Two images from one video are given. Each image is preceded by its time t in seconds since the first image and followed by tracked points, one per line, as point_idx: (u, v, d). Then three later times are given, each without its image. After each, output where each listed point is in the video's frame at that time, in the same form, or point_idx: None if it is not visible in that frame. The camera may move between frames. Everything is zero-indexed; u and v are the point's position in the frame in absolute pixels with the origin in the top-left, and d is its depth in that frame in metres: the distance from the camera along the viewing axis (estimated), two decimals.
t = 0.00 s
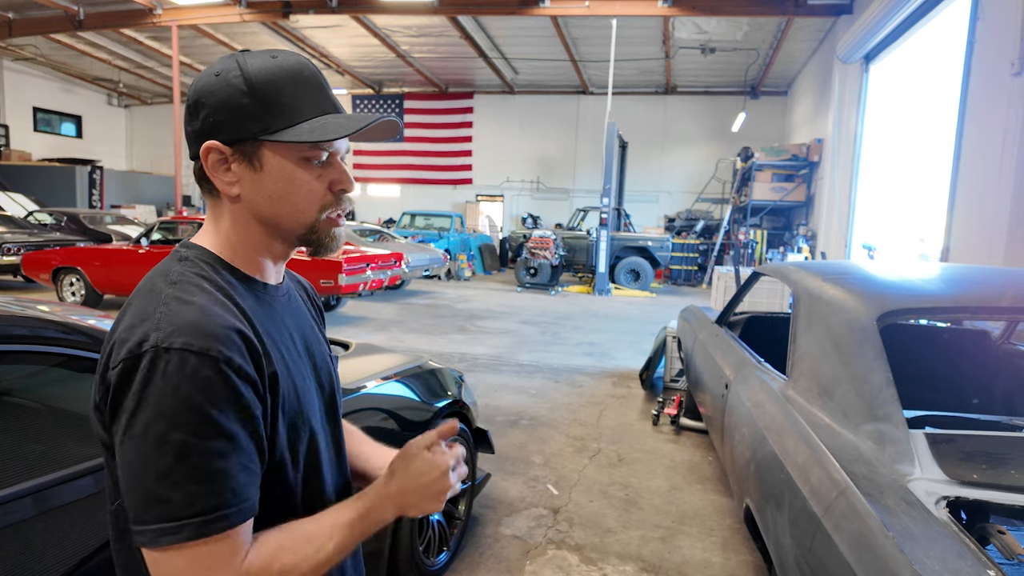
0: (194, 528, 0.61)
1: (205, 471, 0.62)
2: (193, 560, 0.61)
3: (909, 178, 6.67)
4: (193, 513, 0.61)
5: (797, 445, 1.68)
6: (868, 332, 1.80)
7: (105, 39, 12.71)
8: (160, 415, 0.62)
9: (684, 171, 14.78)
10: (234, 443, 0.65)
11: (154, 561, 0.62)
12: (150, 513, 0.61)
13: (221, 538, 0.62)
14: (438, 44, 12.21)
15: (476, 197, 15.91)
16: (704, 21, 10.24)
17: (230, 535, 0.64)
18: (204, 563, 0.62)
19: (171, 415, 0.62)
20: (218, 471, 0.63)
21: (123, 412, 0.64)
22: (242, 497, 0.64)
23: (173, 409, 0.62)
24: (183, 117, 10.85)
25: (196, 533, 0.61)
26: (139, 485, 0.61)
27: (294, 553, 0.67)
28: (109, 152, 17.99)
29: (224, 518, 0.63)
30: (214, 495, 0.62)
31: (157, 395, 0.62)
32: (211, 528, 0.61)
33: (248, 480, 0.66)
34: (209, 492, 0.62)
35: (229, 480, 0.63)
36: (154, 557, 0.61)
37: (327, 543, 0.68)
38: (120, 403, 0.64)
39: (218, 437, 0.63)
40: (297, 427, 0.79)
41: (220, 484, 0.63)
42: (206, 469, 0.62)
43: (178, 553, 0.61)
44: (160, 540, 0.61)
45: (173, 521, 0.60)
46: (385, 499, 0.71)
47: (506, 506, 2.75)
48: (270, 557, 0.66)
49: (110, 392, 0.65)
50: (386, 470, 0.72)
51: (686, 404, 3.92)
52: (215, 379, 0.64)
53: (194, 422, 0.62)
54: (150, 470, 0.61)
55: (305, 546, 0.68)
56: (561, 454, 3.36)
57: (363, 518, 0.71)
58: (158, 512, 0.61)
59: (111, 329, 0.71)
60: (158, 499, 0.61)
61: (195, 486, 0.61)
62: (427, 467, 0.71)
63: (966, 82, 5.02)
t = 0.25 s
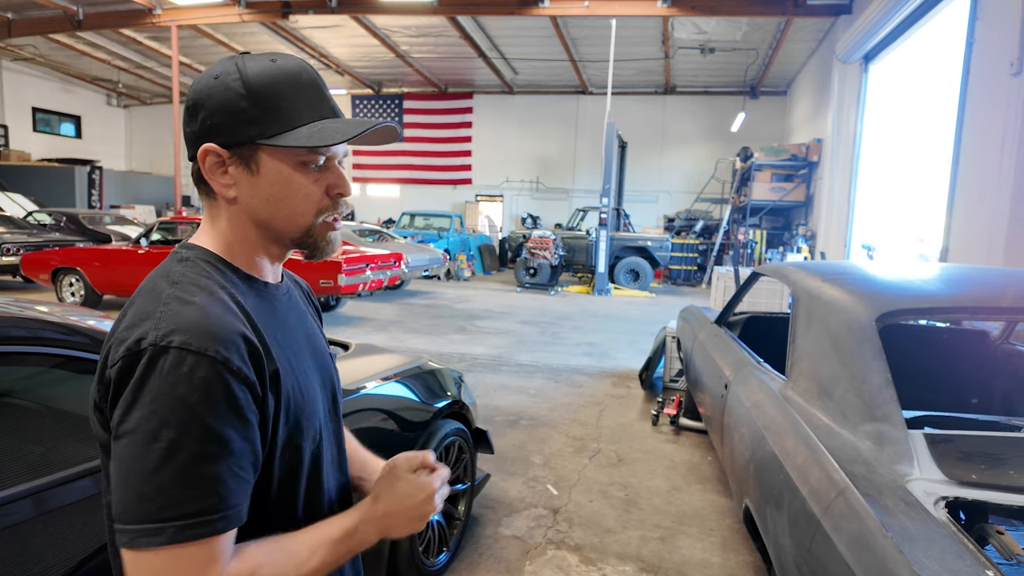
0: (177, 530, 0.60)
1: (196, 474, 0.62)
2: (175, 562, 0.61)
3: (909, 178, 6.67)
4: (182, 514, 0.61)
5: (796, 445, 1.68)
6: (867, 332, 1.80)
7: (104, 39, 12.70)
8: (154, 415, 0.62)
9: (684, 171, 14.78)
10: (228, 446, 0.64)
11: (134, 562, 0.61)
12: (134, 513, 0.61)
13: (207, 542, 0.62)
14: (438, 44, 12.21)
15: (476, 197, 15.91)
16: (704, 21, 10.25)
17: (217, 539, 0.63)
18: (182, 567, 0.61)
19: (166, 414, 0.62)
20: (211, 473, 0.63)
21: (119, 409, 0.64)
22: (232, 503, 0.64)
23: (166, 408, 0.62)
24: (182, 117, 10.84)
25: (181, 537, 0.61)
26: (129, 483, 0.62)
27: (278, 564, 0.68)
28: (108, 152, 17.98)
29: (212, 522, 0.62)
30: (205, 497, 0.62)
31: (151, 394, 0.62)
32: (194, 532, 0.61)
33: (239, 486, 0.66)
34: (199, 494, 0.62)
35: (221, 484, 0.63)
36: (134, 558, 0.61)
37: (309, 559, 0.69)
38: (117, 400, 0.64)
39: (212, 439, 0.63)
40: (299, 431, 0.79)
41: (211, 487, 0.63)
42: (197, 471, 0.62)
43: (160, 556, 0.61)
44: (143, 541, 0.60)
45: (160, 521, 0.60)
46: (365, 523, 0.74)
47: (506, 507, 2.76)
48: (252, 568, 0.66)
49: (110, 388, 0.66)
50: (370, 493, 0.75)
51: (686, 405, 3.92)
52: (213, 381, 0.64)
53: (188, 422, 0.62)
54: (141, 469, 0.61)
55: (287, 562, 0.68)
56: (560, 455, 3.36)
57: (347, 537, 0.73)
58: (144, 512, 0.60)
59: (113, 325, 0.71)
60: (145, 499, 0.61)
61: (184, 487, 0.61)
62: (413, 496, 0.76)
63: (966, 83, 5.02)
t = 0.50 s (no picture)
0: (162, 533, 0.60)
1: (184, 479, 0.62)
2: (158, 565, 0.61)
3: (907, 178, 6.67)
4: (168, 518, 0.61)
5: (795, 445, 1.68)
6: (866, 332, 1.81)
7: (103, 39, 12.69)
8: (144, 419, 0.62)
9: (683, 170, 14.79)
10: (220, 452, 0.65)
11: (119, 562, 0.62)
12: (120, 512, 0.61)
13: (194, 545, 0.62)
14: (437, 44, 12.21)
15: (475, 197, 15.91)
16: (703, 21, 10.26)
17: (204, 542, 0.63)
18: (165, 569, 0.61)
19: (156, 417, 0.62)
20: (199, 478, 0.63)
21: (110, 410, 0.64)
22: (221, 509, 0.64)
23: (155, 412, 0.62)
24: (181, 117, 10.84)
25: (165, 540, 0.61)
26: (117, 484, 0.62)
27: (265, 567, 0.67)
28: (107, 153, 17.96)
29: (199, 527, 0.62)
30: (192, 501, 0.62)
31: (141, 397, 0.62)
32: (179, 537, 0.61)
33: (229, 492, 0.65)
34: (186, 499, 0.62)
35: (211, 489, 0.63)
36: (120, 557, 0.61)
37: (297, 565, 0.68)
38: (109, 401, 0.64)
39: (203, 444, 0.63)
40: (299, 435, 0.79)
41: (200, 493, 0.63)
42: (185, 475, 0.62)
43: (144, 557, 0.61)
44: (128, 543, 0.61)
45: (144, 524, 0.60)
46: (376, 534, 0.74)
47: (506, 507, 2.76)
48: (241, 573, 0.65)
49: (103, 389, 0.66)
50: (373, 498, 0.77)
51: (685, 405, 3.92)
52: (204, 386, 0.64)
53: (177, 426, 0.62)
54: (129, 472, 0.61)
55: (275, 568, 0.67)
56: (560, 455, 3.37)
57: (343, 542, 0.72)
58: (131, 514, 0.61)
59: (111, 326, 0.72)
60: (131, 503, 0.61)
61: (171, 490, 0.61)
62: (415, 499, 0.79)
63: (965, 83, 5.04)
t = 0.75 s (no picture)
0: (165, 534, 0.60)
1: (183, 481, 0.62)
2: (166, 567, 0.61)
3: (906, 178, 6.67)
4: (170, 520, 0.61)
5: (793, 444, 1.69)
6: (865, 332, 1.81)
7: (102, 39, 12.68)
8: (140, 422, 0.62)
9: (682, 170, 14.80)
10: (218, 452, 0.64)
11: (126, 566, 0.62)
12: (124, 517, 0.61)
13: (199, 546, 0.62)
14: (436, 44, 12.21)
15: (474, 197, 15.90)
16: (702, 21, 10.27)
17: (209, 542, 0.63)
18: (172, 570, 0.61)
19: (152, 420, 0.62)
20: (200, 478, 0.63)
21: (107, 415, 0.64)
22: (223, 508, 0.64)
23: (151, 415, 0.62)
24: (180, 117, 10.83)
25: (169, 542, 0.61)
26: (116, 488, 0.62)
27: None
28: (105, 153, 17.95)
29: (202, 526, 0.62)
30: (193, 501, 0.62)
31: (138, 400, 0.62)
32: (184, 536, 0.61)
33: (230, 492, 0.66)
34: (186, 501, 0.62)
35: (211, 489, 0.63)
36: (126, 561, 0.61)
37: None
38: (105, 405, 0.64)
39: (200, 444, 0.63)
40: (296, 434, 0.79)
41: (201, 493, 0.63)
42: (185, 476, 0.62)
43: (150, 561, 0.61)
44: (131, 545, 0.61)
45: (146, 526, 0.60)
46: None
47: (505, 506, 2.76)
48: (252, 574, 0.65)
49: (98, 394, 0.66)
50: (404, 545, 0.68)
51: (685, 404, 3.91)
52: (200, 385, 0.64)
53: (175, 427, 0.62)
54: (128, 476, 0.61)
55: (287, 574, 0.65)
56: (559, 455, 3.37)
57: None
58: (132, 518, 0.61)
59: (106, 330, 0.71)
60: (133, 507, 0.61)
61: (173, 491, 0.61)
62: (463, 571, 0.67)
63: (964, 83, 5.04)
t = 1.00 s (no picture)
0: (165, 536, 0.60)
1: (183, 482, 0.62)
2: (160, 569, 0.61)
3: (905, 178, 6.67)
4: (170, 521, 0.61)
5: (793, 443, 1.69)
6: (864, 331, 1.81)
7: (101, 39, 12.67)
8: (142, 423, 0.62)
9: (681, 170, 14.80)
10: (218, 454, 0.64)
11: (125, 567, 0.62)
12: (124, 517, 0.61)
13: (196, 548, 0.62)
14: (435, 44, 12.21)
15: (473, 197, 15.89)
16: (701, 21, 10.28)
17: (206, 543, 0.63)
18: (166, 571, 0.61)
19: (154, 421, 0.62)
20: (200, 480, 0.63)
21: (107, 416, 0.64)
22: (222, 510, 0.64)
23: (153, 416, 0.62)
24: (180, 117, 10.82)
25: (169, 544, 0.61)
26: (116, 489, 0.62)
27: None
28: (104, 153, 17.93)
29: (200, 529, 0.62)
30: (193, 502, 0.62)
31: (139, 401, 0.62)
32: (183, 538, 0.61)
33: (229, 493, 0.66)
34: (186, 502, 0.62)
35: (211, 490, 0.63)
36: (125, 561, 0.62)
37: None
38: (106, 405, 0.64)
39: (200, 446, 0.63)
40: (296, 435, 0.79)
41: (200, 495, 0.62)
42: (186, 477, 0.62)
43: (148, 562, 0.61)
44: (130, 547, 0.61)
45: (146, 527, 0.60)
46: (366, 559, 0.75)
47: (504, 506, 2.76)
48: None
49: (99, 394, 0.66)
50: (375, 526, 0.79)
51: (683, 404, 3.91)
52: (202, 386, 0.64)
53: (176, 429, 0.62)
54: (129, 477, 0.61)
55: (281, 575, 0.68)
56: (558, 454, 3.37)
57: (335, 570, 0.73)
58: (132, 519, 0.61)
59: (106, 329, 0.71)
60: (133, 507, 0.61)
61: (171, 493, 0.61)
62: (424, 540, 0.81)
63: (962, 83, 5.05)
